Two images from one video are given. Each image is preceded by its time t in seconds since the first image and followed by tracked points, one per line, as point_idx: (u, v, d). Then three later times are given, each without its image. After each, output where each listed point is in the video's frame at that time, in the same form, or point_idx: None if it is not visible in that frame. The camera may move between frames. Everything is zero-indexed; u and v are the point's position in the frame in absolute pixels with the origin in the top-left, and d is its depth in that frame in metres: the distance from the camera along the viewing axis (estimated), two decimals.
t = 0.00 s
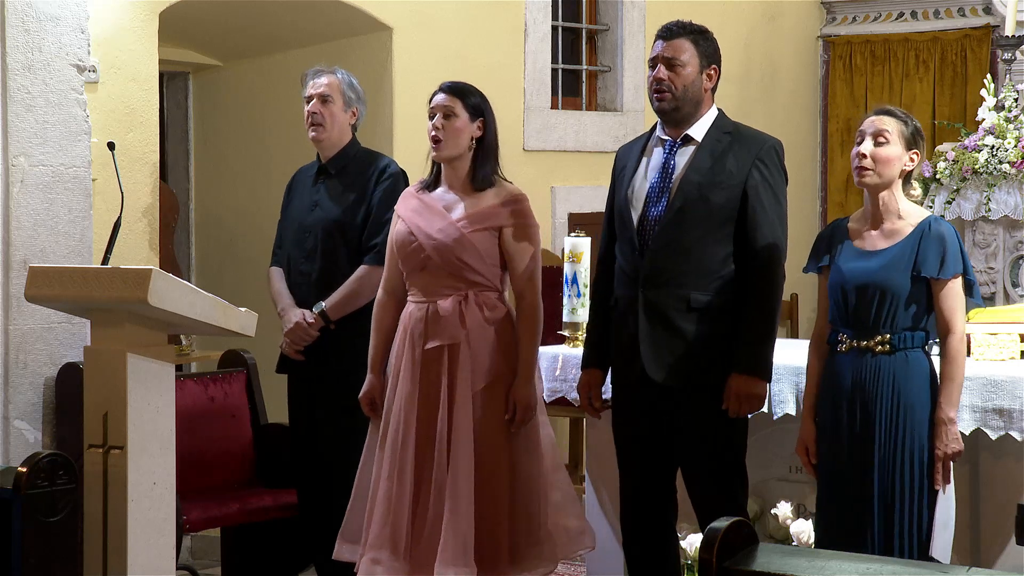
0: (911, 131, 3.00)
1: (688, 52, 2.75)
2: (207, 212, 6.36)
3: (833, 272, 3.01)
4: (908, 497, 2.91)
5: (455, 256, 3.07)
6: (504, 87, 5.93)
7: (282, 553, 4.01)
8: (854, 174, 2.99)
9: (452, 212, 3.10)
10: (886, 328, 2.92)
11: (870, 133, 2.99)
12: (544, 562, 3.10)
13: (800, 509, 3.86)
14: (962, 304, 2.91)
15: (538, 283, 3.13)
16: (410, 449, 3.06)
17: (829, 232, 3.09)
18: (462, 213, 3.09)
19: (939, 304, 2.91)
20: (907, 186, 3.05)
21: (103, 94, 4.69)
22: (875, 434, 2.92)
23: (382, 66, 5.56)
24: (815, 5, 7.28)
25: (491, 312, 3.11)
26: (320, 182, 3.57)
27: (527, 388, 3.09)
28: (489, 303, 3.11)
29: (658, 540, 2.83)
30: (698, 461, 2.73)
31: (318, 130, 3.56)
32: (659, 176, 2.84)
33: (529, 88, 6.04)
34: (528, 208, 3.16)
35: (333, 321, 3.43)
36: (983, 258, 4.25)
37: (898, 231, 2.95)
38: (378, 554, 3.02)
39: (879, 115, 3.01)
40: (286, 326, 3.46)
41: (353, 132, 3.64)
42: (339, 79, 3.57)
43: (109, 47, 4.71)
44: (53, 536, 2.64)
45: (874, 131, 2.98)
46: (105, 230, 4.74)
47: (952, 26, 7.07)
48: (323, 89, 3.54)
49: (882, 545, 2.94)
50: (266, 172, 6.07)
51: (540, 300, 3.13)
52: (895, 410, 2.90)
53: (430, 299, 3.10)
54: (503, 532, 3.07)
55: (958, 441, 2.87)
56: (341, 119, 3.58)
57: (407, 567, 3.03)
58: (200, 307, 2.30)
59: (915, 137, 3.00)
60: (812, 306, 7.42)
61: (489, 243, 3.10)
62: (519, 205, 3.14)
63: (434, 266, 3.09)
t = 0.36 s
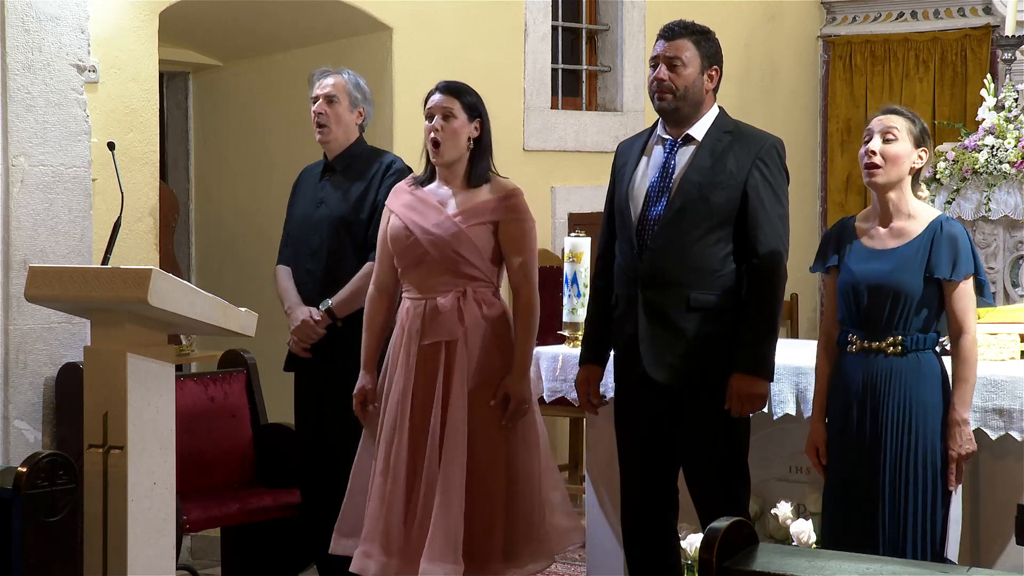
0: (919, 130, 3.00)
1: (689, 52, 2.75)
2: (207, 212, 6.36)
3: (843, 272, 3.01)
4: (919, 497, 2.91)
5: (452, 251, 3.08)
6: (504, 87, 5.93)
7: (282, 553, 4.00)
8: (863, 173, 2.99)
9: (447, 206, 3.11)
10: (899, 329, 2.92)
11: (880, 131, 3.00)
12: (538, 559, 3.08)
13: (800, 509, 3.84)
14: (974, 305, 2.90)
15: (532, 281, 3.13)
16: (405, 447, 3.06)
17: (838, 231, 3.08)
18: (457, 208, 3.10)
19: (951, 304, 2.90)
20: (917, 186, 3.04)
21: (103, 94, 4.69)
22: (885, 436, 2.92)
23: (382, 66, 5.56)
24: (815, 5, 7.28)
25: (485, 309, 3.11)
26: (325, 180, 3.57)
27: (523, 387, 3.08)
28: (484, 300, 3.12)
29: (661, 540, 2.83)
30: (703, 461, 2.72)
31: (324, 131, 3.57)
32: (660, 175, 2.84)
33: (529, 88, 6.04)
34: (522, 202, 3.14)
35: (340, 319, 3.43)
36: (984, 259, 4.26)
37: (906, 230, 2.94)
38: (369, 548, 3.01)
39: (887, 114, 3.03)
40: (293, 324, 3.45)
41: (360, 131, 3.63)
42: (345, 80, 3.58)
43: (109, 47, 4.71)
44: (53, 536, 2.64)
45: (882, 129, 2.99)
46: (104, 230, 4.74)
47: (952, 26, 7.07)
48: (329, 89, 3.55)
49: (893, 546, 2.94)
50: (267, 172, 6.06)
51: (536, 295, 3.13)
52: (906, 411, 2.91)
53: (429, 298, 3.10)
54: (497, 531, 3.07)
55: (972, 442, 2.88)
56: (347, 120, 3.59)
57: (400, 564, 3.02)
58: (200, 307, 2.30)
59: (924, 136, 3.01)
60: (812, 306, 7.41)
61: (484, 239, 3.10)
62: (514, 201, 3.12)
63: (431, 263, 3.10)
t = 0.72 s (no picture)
0: (925, 130, 2.99)
1: (691, 51, 2.74)
2: (207, 212, 6.36)
3: (848, 271, 3.01)
4: (918, 498, 2.91)
5: (458, 249, 3.08)
6: (504, 87, 5.92)
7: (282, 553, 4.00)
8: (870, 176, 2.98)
9: (449, 206, 3.10)
10: (901, 329, 2.92)
11: (886, 132, 2.99)
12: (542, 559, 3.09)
13: (800, 509, 3.84)
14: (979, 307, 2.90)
15: (539, 280, 3.13)
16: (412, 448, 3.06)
17: (845, 228, 3.09)
18: (462, 207, 3.09)
19: (956, 304, 2.90)
20: (926, 186, 3.03)
21: (103, 94, 4.69)
22: (886, 436, 2.93)
23: (382, 66, 5.55)
24: (815, 5, 7.28)
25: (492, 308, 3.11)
26: (342, 179, 3.54)
27: (529, 388, 3.10)
28: (492, 298, 3.12)
29: (660, 541, 2.83)
30: (702, 461, 2.72)
31: (340, 131, 3.53)
32: (660, 175, 2.84)
33: (529, 88, 6.04)
34: (524, 201, 3.15)
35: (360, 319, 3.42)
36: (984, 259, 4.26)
37: (911, 229, 2.95)
38: (375, 550, 3.02)
39: (893, 115, 3.02)
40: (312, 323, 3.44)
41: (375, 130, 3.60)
42: (361, 79, 3.53)
43: (109, 47, 4.71)
44: (53, 536, 2.64)
45: (888, 130, 2.98)
46: (104, 230, 4.74)
47: (952, 26, 7.07)
48: (345, 89, 3.51)
49: (892, 546, 2.94)
50: (267, 172, 6.06)
51: (543, 291, 3.14)
52: (906, 411, 2.91)
53: (430, 299, 3.10)
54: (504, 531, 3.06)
55: (973, 444, 2.88)
56: (363, 119, 3.54)
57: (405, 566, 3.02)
58: (200, 307, 2.30)
59: (931, 136, 3.00)
60: (812, 306, 7.41)
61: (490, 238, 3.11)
62: (518, 199, 3.13)
63: (433, 263, 3.09)
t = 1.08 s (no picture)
0: (923, 130, 2.98)
1: (695, 51, 2.74)
2: (207, 212, 6.36)
3: (848, 272, 3.01)
4: (915, 499, 2.92)
5: (466, 249, 3.07)
6: (504, 87, 5.92)
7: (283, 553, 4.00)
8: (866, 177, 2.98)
9: (454, 206, 3.09)
10: (899, 330, 2.91)
11: (882, 133, 2.99)
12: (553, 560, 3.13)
13: (800, 509, 3.84)
14: (977, 309, 2.89)
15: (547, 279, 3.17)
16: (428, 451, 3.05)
17: (848, 229, 3.10)
18: (468, 208, 3.09)
19: (953, 307, 2.88)
20: (927, 186, 3.03)
21: (103, 94, 4.69)
22: (884, 437, 2.93)
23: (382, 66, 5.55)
24: (815, 5, 7.29)
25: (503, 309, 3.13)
26: (363, 177, 3.52)
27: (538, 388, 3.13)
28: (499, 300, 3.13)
29: (659, 542, 2.83)
30: (701, 462, 2.73)
31: (363, 131, 3.50)
32: (662, 175, 2.83)
33: (529, 88, 6.04)
34: (532, 202, 3.17)
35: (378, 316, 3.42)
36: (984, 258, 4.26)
37: (910, 231, 2.94)
38: (398, 556, 3.02)
39: (891, 115, 3.02)
40: (329, 323, 3.41)
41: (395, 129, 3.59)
42: (383, 77, 3.50)
43: (109, 47, 4.71)
44: (53, 536, 2.64)
45: (885, 130, 2.98)
46: (105, 230, 4.74)
47: (952, 26, 7.07)
48: (368, 88, 3.47)
49: (889, 546, 2.95)
50: (267, 173, 6.06)
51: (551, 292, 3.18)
52: (904, 412, 2.91)
53: (435, 300, 3.10)
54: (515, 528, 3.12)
55: (968, 446, 2.87)
56: (385, 118, 3.52)
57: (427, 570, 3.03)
58: (200, 306, 2.30)
59: (929, 136, 2.98)
60: (812, 306, 7.41)
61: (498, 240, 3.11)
62: (526, 201, 3.15)
63: (436, 262, 3.08)
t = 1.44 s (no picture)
0: (919, 130, 2.97)
1: (699, 52, 2.75)
2: (208, 212, 6.35)
3: (845, 273, 3.02)
4: (907, 499, 2.92)
5: (469, 249, 3.07)
6: (504, 87, 5.93)
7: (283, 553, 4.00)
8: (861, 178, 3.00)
9: (456, 207, 3.10)
10: (893, 330, 2.92)
11: (876, 133, 3.00)
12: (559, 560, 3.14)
13: (800, 509, 3.84)
14: (971, 309, 2.87)
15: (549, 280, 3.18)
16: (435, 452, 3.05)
17: (849, 230, 3.11)
18: (470, 208, 3.10)
19: (947, 307, 2.87)
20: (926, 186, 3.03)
21: (103, 94, 4.69)
22: (877, 437, 2.94)
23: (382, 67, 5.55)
24: (815, 5, 7.29)
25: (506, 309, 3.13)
26: (379, 177, 3.52)
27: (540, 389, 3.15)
28: (502, 300, 3.13)
29: (657, 543, 2.83)
30: (697, 463, 2.73)
31: (380, 132, 3.50)
32: (664, 174, 2.84)
33: (529, 88, 6.04)
34: (535, 204, 3.17)
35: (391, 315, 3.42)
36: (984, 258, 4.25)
37: (906, 231, 2.95)
38: (408, 561, 3.01)
39: (889, 115, 3.02)
40: (344, 322, 3.40)
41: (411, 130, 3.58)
42: (401, 78, 3.49)
43: (109, 47, 4.71)
44: (53, 536, 2.64)
45: (879, 132, 2.99)
46: (104, 230, 4.74)
47: (952, 26, 7.07)
48: (385, 90, 3.46)
49: (882, 544, 2.96)
50: (268, 173, 6.07)
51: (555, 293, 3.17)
52: (898, 412, 2.91)
53: (437, 300, 3.09)
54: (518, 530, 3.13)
55: (960, 446, 2.84)
56: (402, 120, 3.51)
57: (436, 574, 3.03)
58: (200, 306, 2.30)
59: (925, 136, 2.97)
60: (812, 306, 7.41)
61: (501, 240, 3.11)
62: (530, 203, 3.16)
63: (437, 263, 3.08)
